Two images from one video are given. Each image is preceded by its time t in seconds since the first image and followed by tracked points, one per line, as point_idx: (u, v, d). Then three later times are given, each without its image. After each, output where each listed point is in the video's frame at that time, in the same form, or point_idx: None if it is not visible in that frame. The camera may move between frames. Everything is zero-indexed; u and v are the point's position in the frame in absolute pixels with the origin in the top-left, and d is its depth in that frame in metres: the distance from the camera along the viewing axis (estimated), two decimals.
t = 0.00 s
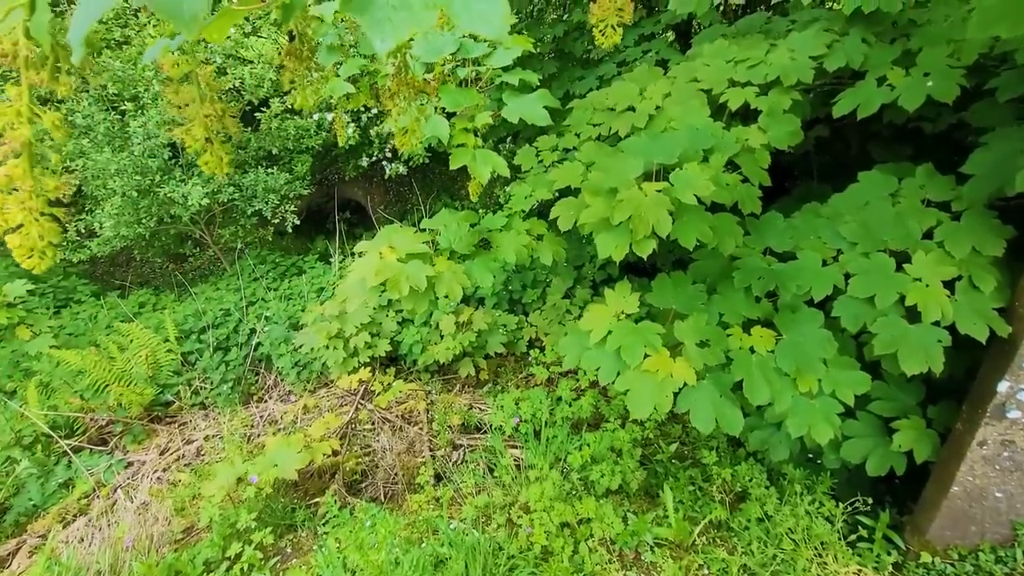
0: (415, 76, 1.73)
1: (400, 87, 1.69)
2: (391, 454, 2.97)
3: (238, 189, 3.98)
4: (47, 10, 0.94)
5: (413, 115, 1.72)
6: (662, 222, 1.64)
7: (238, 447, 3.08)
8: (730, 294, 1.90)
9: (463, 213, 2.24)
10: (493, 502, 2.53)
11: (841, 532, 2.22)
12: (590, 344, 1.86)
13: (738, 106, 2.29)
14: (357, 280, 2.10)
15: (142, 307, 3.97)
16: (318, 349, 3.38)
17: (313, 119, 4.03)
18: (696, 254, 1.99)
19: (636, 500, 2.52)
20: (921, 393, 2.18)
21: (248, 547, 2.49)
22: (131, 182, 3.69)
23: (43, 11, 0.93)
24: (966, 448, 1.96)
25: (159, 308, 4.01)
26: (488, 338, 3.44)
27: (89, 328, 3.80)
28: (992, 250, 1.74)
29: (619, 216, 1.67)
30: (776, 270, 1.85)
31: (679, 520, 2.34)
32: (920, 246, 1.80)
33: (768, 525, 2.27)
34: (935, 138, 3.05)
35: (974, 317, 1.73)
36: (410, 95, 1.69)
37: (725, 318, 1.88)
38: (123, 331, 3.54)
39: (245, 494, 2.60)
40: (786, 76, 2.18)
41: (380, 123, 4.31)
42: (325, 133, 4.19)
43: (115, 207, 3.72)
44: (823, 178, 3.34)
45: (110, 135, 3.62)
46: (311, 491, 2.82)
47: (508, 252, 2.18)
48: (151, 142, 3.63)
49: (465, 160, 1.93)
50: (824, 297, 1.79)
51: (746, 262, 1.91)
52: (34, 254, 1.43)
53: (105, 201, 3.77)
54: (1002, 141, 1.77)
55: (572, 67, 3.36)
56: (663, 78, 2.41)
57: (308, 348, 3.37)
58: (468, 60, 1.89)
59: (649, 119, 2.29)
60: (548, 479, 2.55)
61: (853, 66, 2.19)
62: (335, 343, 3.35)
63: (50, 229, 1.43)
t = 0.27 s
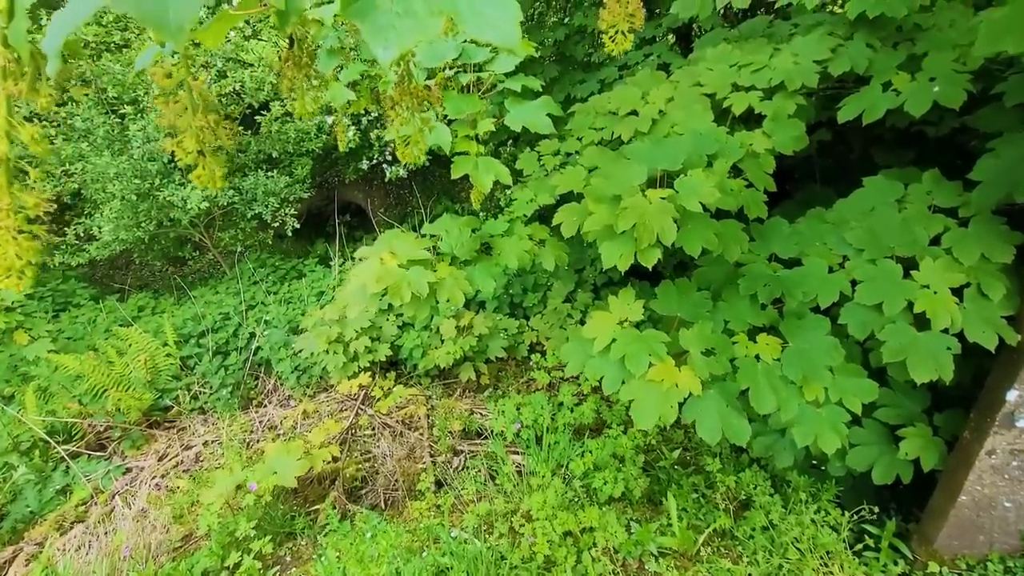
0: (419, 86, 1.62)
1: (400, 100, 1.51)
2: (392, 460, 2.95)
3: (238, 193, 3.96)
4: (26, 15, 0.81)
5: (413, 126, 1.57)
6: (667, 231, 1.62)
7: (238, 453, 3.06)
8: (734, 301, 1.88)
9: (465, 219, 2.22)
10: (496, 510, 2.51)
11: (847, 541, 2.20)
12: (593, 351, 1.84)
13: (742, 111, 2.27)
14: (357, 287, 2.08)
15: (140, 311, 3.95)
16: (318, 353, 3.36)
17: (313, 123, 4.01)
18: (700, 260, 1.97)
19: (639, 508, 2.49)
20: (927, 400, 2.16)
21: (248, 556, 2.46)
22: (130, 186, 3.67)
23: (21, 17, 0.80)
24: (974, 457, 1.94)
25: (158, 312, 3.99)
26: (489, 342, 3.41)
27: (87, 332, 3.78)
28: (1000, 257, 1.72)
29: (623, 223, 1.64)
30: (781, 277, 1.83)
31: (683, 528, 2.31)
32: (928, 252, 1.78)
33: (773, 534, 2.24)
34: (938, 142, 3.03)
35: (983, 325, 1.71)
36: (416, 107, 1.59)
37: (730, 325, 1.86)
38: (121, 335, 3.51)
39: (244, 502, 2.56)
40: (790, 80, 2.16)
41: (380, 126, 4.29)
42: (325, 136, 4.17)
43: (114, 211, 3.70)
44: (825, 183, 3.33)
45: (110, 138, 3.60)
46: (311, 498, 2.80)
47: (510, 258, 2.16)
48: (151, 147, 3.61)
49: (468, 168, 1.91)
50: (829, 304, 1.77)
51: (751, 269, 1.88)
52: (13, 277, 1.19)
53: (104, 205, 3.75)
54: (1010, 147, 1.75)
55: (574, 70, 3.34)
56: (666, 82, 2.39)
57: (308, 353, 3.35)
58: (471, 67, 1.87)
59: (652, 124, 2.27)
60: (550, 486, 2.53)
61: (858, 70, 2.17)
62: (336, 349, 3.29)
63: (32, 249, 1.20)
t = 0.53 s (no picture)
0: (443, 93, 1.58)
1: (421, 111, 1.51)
2: (395, 464, 2.93)
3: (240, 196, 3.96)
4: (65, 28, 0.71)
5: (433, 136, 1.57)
6: (677, 235, 1.61)
7: (241, 457, 3.05)
8: (742, 305, 1.87)
9: (471, 223, 2.21)
10: (501, 515, 2.50)
11: (854, 546, 2.19)
12: (601, 356, 1.83)
13: (748, 114, 2.27)
14: (364, 292, 2.07)
15: (142, 314, 3.94)
16: (321, 357, 3.35)
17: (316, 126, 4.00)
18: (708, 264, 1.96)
19: (644, 512, 2.48)
20: (935, 404, 2.15)
21: (252, 561, 2.45)
22: (133, 189, 3.65)
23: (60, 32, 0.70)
24: (983, 462, 1.93)
25: (160, 314, 3.98)
26: (492, 346, 3.40)
27: (89, 335, 3.77)
28: (1011, 261, 1.71)
29: (633, 227, 1.64)
30: (790, 281, 1.82)
31: (690, 533, 2.30)
32: (937, 257, 1.77)
33: (780, 539, 2.23)
34: (943, 145, 3.03)
35: (993, 329, 1.70)
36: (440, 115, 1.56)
37: (739, 329, 1.85)
38: (123, 338, 3.50)
39: (249, 507, 2.55)
40: (797, 84, 2.16)
41: (382, 129, 4.28)
42: (327, 139, 4.16)
43: (116, 214, 3.69)
44: (829, 186, 3.32)
45: (112, 141, 3.59)
46: (315, 502, 2.79)
47: (516, 261, 2.16)
48: (153, 149, 3.59)
49: (474, 172, 1.90)
50: (838, 309, 1.76)
51: (759, 273, 1.88)
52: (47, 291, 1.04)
53: (106, 208, 3.73)
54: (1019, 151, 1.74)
55: (577, 73, 3.34)
56: (672, 86, 2.38)
57: (310, 357, 3.34)
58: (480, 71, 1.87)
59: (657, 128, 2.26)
60: (556, 491, 2.51)
61: (865, 74, 2.16)
62: (338, 351, 3.33)
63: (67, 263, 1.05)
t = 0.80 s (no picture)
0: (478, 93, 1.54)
1: (460, 112, 1.30)
2: (400, 464, 2.93)
3: (243, 197, 3.98)
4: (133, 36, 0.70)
5: (485, 147, 1.37)
6: (689, 233, 1.61)
7: (246, 457, 3.04)
8: (752, 305, 1.87)
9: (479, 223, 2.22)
10: (508, 515, 2.50)
11: (863, 546, 2.19)
12: (611, 355, 1.83)
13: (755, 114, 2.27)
14: (373, 294, 2.08)
15: (146, 315, 3.94)
16: (325, 357, 3.34)
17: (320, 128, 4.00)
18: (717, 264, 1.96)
19: (651, 512, 2.48)
20: (944, 404, 2.15)
21: (259, 562, 2.45)
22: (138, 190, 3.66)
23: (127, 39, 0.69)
24: (994, 462, 1.92)
25: (163, 315, 3.97)
26: (496, 346, 3.39)
27: (92, 335, 3.76)
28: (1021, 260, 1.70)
29: (644, 227, 1.63)
30: (799, 281, 1.82)
31: (697, 533, 2.30)
32: (947, 256, 1.77)
33: (788, 539, 2.23)
34: (948, 146, 3.03)
35: (1004, 329, 1.69)
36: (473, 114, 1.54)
37: (748, 329, 1.85)
38: (127, 339, 3.49)
39: (256, 507, 2.54)
40: (804, 83, 2.16)
41: (385, 130, 4.28)
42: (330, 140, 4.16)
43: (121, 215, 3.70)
44: (834, 186, 3.32)
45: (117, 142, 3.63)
46: (320, 503, 2.78)
47: (524, 261, 2.15)
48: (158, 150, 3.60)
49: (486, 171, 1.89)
50: (848, 308, 1.75)
51: (768, 273, 1.88)
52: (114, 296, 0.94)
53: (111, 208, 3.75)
54: None
55: (581, 74, 3.34)
56: (678, 86, 2.38)
57: (315, 357, 3.33)
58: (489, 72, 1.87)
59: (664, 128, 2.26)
60: (563, 491, 2.51)
61: (872, 74, 2.16)
62: (342, 351, 3.33)
63: (135, 264, 0.95)
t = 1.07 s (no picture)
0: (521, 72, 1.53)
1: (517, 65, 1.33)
2: (405, 463, 2.92)
3: (246, 195, 3.99)
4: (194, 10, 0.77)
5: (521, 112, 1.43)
6: (700, 227, 1.60)
7: (251, 455, 3.04)
8: (762, 299, 1.87)
9: (487, 220, 2.22)
10: (515, 513, 2.49)
11: (872, 543, 2.17)
12: (621, 350, 1.82)
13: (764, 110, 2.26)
14: (381, 290, 2.04)
15: (149, 314, 3.93)
16: (329, 356, 3.34)
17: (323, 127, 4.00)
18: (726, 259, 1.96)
19: (658, 510, 2.47)
20: (953, 400, 2.14)
21: (266, 559, 2.44)
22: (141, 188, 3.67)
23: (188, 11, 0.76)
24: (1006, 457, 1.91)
25: (167, 314, 3.97)
26: (500, 345, 3.38)
27: (96, 334, 3.76)
28: None
29: (655, 221, 1.63)
30: (810, 275, 1.82)
31: (706, 530, 2.29)
32: (958, 251, 1.76)
33: (797, 536, 2.22)
34: (954, 143, 3.02)
35: (1016, 323, 1.68)
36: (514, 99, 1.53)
37: (759, 324, 1.84)
38: (131, 338, 3.49)
39: (262, 504, 2.54)
40: (813, 79, 2.15)
41: (388, 129, 4.28)
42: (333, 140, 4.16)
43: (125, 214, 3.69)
44: (839, 184, 3.31)
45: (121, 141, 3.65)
46: (325, 500, 2.77)
47: (533, 257, 2.15)
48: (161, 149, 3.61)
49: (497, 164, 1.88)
50: (859, 303, 1.75)
51: (779, 268, 1.87)
52: (164, 266, 1.33)
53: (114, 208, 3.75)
54: None
55: (585, 73, 3.34)
56: (685, 83, 2.38)
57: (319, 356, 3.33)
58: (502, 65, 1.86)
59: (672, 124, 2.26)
60: (570, 488, 2.50)
61: (882, 69, 2.16)
62: (346, 350, 3.29)
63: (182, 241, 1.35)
